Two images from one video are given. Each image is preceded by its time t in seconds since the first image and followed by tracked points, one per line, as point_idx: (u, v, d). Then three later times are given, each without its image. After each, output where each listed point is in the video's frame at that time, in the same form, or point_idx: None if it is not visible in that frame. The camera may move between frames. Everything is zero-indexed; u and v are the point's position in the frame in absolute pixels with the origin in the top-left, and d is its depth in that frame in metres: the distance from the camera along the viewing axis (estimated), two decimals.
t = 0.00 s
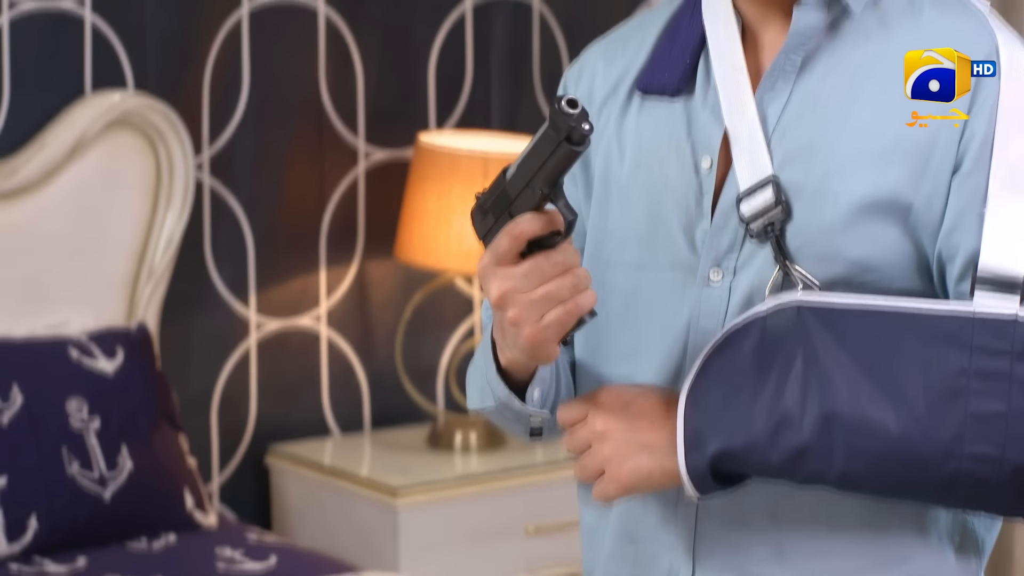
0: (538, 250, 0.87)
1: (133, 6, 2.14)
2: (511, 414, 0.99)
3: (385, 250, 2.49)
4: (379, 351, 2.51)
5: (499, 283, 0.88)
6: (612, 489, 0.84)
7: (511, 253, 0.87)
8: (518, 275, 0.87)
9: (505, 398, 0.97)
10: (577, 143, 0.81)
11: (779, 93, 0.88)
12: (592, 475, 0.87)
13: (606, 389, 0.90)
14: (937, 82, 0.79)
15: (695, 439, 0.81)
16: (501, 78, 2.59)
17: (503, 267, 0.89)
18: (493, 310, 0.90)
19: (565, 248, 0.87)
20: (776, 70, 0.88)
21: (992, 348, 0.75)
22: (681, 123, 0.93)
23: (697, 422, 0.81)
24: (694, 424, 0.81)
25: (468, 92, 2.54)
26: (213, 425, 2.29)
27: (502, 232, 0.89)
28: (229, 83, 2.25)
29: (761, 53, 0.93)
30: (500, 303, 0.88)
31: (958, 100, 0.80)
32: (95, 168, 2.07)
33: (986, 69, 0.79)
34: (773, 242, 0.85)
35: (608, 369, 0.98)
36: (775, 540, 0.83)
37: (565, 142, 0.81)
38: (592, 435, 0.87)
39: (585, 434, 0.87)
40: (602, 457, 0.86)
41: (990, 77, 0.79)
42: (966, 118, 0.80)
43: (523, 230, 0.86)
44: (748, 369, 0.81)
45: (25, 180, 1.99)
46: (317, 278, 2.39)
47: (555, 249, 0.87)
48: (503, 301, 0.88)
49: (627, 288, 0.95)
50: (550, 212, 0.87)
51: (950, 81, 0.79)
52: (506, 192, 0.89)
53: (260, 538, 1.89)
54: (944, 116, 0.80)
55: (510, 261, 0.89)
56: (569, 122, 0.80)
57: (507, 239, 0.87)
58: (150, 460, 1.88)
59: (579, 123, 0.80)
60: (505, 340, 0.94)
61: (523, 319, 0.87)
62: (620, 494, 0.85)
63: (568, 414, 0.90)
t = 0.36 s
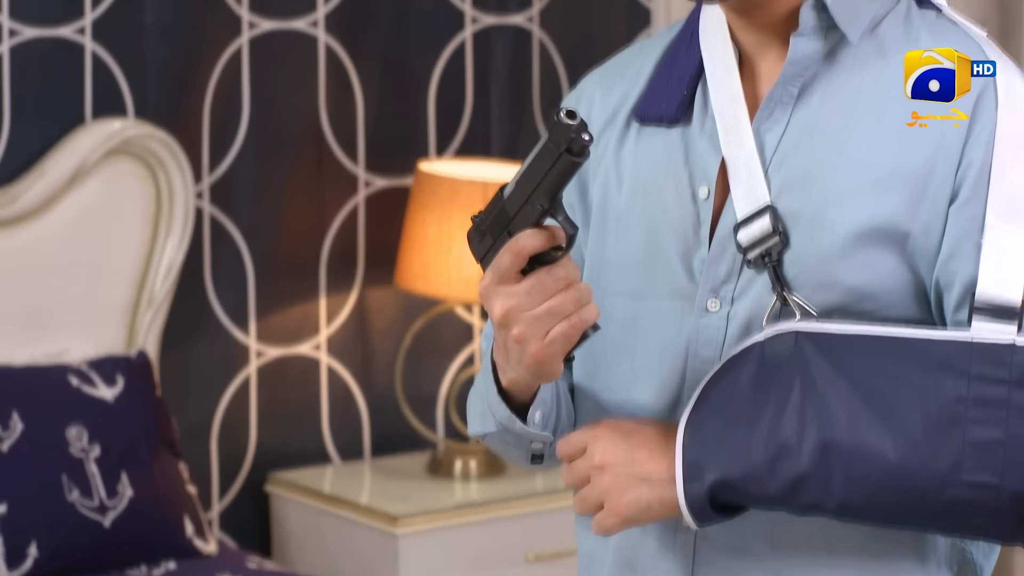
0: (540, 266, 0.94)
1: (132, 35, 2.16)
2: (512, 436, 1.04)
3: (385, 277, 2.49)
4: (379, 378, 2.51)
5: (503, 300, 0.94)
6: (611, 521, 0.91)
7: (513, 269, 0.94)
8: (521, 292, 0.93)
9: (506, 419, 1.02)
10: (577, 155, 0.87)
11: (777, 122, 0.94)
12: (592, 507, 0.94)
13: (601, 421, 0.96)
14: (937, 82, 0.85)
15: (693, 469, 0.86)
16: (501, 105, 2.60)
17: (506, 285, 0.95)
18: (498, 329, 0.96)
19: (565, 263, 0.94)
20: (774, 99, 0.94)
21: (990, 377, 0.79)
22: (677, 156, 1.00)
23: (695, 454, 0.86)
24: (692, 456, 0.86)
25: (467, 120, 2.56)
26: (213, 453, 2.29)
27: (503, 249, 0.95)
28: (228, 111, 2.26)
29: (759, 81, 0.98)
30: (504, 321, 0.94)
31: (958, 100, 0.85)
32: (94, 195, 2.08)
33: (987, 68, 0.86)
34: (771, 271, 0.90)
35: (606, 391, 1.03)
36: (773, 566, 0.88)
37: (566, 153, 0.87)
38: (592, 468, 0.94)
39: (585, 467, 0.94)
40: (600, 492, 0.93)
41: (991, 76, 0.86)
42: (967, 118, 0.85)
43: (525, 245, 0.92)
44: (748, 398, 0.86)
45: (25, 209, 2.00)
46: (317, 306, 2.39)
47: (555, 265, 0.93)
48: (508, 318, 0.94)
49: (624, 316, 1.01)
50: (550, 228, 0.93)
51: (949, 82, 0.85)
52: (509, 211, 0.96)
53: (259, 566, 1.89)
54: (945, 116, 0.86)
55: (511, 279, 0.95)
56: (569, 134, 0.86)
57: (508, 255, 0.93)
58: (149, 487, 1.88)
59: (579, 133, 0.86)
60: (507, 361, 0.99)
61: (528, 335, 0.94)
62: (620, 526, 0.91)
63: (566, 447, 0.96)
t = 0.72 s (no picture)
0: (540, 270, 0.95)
1: (132, 57, 2.18)
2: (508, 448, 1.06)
3: (385, 300, 2.49)
4: (379, 401, 2.51)
5: (505, 305, 0.96)
6: (607, 539, 0.93)
7: (514, 272, 0.95)
8: (522, 296, 0.95)
9: (503, 430, 1.04)
10: (580, 154, 0.88)
11: (773, 144, 0.96)
12: (588, 524, 0.96)
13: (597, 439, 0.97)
14: (937, 81, 0.89)
15: (689, 489, 0.87)
16: (501, 128, 2.62)
17: (507, 289, 0.97)
18: (500, 333, 0.98)
19: (565, 267, 0.96)
20: (772, 120, 0.96)
21: (987, 398, 0.80)
22: (675, 179, 1.01)
23: (691, 475, 0.88)
24: (688, 477, 0.88)
25: (467, 144, 2.57)
26: (213, 475, 2.29)
27: (503, 252, 0.96)
28: (228, 133, 2.28)
29: (755, 103, 1.01)
30: (506, 325, 0.97)
31: (958, 99, 0.89)
32: (95, 217, 2.09)
33: (986, 68, 0.91)
34: (767, 292, 0.92)
35: (603, 409, 1.05)
36: None
37: (569, 153, 0.88)
38: (588, 486, 0.95)
39: (580, 484, 0.96)
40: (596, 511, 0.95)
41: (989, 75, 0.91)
42: (967, 117, 0.88)
43: (526, 249, 0.94)
44: (744, 418, 0.87)
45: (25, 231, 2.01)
46: (317, 329, 2.40)
47: (556, 268, 0.95)
48: (509, 322, 0.96)
49: (623, 337, 1.03)
50: (551, 230, 0.95)
51: (952, 80, 0.89)
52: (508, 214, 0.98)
53: None
54: (945, 116, 0.88)
55: (512, 282, 0.97)
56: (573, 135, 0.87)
57: (509, 258, 0.95)
58: (150, 509, 1.88)
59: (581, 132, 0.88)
60: (506, 368, 1.01)
61: (530, 339, 0.96)
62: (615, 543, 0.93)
63: (563, 463, 0.98)
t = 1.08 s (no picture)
0: (541, 275, 0.96)
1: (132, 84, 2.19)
2: (507, 466, 1.07)
3: (386, 327, 2.50)
4: (378, 429, 2.51)
5: (505, 311, 0.97)
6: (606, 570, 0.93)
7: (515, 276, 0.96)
8: (523, 301, 0.96)
9: (502, 445, 1.05)
10: (581, 154, 0.90)
11: (770, 172, 0.98)
12: (586, 555, 0.96)
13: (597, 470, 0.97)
14: (937, 82, 0.93)
15: (687, 519, 0.88)
16: (501, 157, 2.63)
17: (507, 295, 0.98)
18: (500, 339, 0.98)
19: (565, 273, 0.97)
20: (768, 149, 0.98)
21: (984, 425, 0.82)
22: (672, 208, 1.04)
23: (688, 505, 0.88)
24: (686, 507, 0.88)
25: (467, 171, 2.58)
26: (213, 503, 2.29)
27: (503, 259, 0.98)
28: (228, 162, 2.29)
29: (753, 131, 1.03)
30: (506, 331, 0.97)
31: (958, 98, 0.92)
32: (95, 245, 2.10)
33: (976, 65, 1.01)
34: (764, 321, 0.92)
35: (605, 431, 1.07)
36: None
37: (570, 154, 0.90)
38: (587, 518, 0.95)
39: (580, 517, 0.96)
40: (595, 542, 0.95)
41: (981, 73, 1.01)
42: (967, 117, 0.90)
43: (527, 253, 0.95)
44: (742, 447, 0.89)
45: (25, 259, 2.02)
46: (317, 356, 2.40)
47: (556, 274, 0.96)
48: (510, 328, 0.97)
49: (623, 362, 1.05)
50: (552, 236, 0.96)
51: (952, 80, 0.92)
52: (508, 221, 0.99)
53: None
54: (943, 116, 0.91)
55: (512, 288, 0.98)
56: (574, 136, 0.89)
57: (510, 264, 0.96)
58: (149, 537, 1.88)
59: (582, 131, 0.89)
60: (507, 378, 1.02)
61: (530, 344, 0.96)
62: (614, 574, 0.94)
63: (562, 495, 0.97)
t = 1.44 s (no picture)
0: (545, 292, 0.97)
1: (132, 110, 2.20)
2: (506, 485, 1.08)
3: (387, 352, 2.50)
4: (378, 454, 2.50)
5: (509, 327, 0.97)
6: None
7: (519, 292, 0.96)
8: (527, 317, 0.97)
9: (502, 464, 1.05)
10: (587, 170, 0.90)
11: (770, 199, 0.99)
12: None
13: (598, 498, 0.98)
14: (937, 82, 0.98)
15: (688, 544, 0.89)
16: (501, 183, 2.64)
17: (511, 311, 0.98)
18: (503, 354, 0.99)
19: (569, 290, 0.97)
20: (769, 175, 0.99)
21: (985, 450, 0.83)
22: (673, 234, 1.05)
23: (689, 530, 0.89)
24: (688, 532, 0.89)
25: (467, 195, 2.59)
26: (213, 527, 2.29)
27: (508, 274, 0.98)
28: (228, 187, 2.30)
29: (754, 156, 1.04)
30: (510, 346, 0.98)
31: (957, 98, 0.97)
32: (95, 269, 2.11)
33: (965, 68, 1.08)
34: (765, 346, 0.93)
35: (605, 452, 1.07)
36: None
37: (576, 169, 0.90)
38: (589, 545, 0.96)
39: (581, 545, 0.97)
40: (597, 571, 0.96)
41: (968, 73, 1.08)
42: (966, 117, 0.93)
43: (531, 269, 0.95)
44: (743, 473, 0.89)
45: (25, 284, 2.03)
46: (317, 381, 2.40)
47: (560, 290, 0.97)
48: (514, 343, 0.97)
49: (624, 387, 1.06)
50: (556, 252, 0.96)
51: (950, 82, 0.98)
52: (512, 237, 0.99)
53: None
54: (944, 118, 0.94)
55: (516, 304, 0.98)
56: (582, 152, 0.89)
57: (515, 279, 0.96)
58: (149, 562, 1.87)
59: (590, 147, 0.89)
60: (510, 396, 1.02)
61: (534, 360, 0.97)
62: None
63: (564, 523, 0.99)
